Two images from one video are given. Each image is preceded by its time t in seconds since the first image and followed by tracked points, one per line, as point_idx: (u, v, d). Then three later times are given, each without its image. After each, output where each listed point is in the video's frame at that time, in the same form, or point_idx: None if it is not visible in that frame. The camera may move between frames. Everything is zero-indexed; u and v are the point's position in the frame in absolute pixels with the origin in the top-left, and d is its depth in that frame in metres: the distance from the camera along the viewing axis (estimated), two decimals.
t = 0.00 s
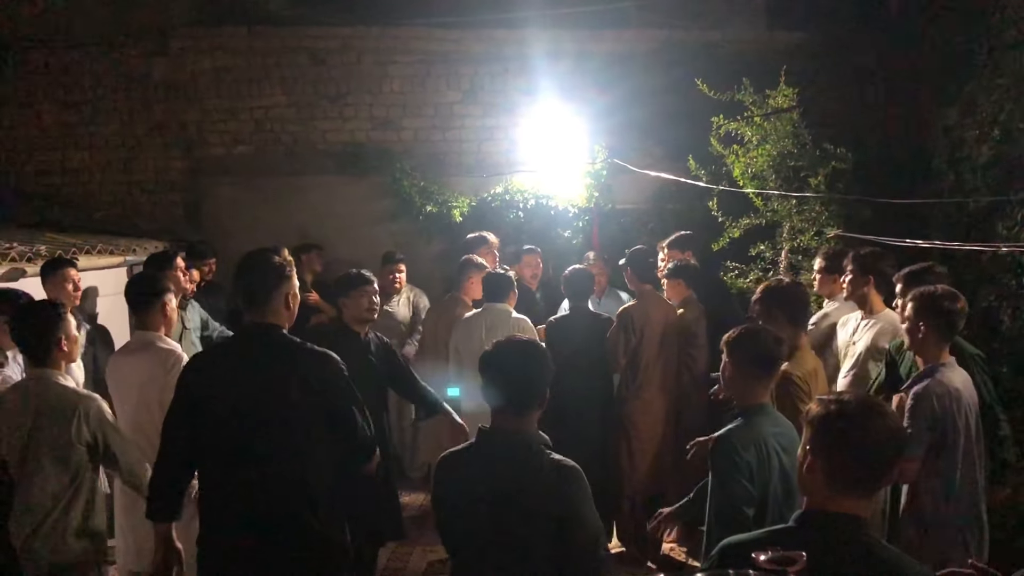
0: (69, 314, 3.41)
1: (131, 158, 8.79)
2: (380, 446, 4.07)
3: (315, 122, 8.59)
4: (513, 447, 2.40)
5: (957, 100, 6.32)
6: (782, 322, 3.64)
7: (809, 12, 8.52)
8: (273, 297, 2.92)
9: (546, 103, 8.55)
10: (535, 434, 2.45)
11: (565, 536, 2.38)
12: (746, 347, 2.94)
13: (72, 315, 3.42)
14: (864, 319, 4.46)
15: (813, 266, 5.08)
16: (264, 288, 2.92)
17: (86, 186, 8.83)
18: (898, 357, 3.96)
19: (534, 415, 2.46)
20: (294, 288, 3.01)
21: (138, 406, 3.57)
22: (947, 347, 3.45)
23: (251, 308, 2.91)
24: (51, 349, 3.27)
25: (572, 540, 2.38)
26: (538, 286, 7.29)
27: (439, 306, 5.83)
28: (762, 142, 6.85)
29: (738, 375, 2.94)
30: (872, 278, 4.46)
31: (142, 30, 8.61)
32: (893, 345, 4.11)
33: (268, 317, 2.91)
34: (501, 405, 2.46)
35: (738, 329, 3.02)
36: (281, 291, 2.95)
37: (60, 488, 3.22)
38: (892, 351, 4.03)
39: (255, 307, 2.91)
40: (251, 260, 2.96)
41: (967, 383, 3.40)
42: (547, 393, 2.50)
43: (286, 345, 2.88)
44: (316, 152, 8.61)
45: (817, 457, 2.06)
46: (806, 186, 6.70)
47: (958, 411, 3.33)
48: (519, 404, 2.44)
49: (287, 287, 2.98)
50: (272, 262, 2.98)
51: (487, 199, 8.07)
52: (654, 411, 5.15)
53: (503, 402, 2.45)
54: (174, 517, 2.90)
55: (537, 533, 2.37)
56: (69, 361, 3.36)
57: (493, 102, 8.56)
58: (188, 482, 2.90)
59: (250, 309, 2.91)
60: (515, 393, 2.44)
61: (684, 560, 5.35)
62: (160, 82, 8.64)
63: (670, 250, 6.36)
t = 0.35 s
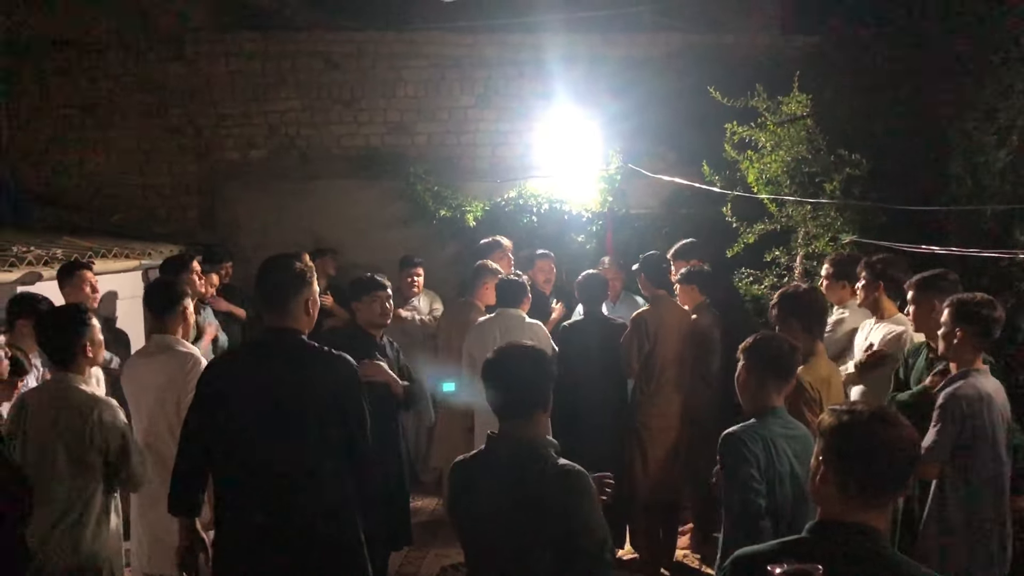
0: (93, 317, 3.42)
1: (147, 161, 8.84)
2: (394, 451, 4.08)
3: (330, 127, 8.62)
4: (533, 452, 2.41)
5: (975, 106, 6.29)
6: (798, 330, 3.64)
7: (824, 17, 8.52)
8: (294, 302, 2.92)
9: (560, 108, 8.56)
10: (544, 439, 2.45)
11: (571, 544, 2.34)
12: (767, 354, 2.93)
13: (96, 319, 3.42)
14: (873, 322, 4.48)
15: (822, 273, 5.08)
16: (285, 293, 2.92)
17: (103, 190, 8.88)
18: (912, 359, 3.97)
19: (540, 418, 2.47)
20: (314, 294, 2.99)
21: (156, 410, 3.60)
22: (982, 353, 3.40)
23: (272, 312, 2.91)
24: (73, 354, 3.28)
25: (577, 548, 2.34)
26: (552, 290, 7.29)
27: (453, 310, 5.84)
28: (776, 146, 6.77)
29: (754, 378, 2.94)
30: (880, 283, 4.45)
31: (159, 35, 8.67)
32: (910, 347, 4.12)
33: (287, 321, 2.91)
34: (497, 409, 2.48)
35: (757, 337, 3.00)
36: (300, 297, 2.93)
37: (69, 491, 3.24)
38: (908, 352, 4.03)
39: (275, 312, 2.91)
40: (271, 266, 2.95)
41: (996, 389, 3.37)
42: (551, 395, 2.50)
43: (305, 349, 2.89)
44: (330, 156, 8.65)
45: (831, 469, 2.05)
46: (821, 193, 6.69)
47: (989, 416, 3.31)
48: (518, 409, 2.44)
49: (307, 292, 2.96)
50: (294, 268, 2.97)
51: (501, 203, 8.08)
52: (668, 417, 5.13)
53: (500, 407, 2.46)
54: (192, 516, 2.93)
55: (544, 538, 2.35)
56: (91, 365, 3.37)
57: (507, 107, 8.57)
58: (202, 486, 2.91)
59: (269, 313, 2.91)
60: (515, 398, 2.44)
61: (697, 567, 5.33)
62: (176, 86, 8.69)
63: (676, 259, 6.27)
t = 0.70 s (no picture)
0: (118, 320, 3.48)
1: (177, 167, 8.94)
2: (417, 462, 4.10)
3: (359, 136, 8.69)
4: (556, 464, 2.42)
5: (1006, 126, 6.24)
6: (820, 349, 3.61)
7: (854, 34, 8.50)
8: (316, 305, 2.98)
9: (587, 121, 8.59)
10: (574, 451, 2.45)
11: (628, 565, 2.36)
12: (794, 375, 2.90)
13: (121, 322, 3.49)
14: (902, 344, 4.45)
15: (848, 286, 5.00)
16: (307, 297, 2.97)
17: (133, 195, 9.00)
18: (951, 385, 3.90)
19: (576, 431, 2.47)
20: (334, 301, 3.07)
21: (180, 416, 3.61)
22: None
23: (292, 319, 2.96)
24: (100, 355, 3.34)
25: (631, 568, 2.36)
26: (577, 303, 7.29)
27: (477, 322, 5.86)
28: (805, 162, 6.76)
29: (778, 399, 2.90)
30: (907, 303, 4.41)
31: (193, 43, 8.81)
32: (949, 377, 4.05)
33: (307, 328, 2.96)
34: (530, 420, 2.50)
35: (785, 353, 3.00)
36: (319, 303, 2.99)
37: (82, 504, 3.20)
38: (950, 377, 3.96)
39: (295, 317, 2.96)
40: (290, 273, 3.02)
41: None
42: (584, 408, 2.51)
43: (323, 356, 2.92)
44: (358, 166, 8.71)
45: (855, 488, 2.04)
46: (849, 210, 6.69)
47: None
48: (555, 421, 2.45)
49: (327, 297, 3.04)
50: (311, 274, 3.03)
51: (526, 214, 8.09)
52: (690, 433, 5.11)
53: (535, 418, 2.48)
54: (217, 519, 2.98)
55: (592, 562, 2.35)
56: (118, 368, 3.43)
57: (534, 119, 8.60)
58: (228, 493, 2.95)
59: (289, 321, 2.95)
60: (551, 409, 2.46)
61: None
62: (208, 94, 8.80)
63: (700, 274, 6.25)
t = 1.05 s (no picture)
0: (149, 318, 3.47)
1: (216, 172, 9.04)
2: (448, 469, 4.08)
3: (396, 144, 8.73)
4: (581, 480, 2.39)
5: None
6: (856, 368, 3.44)
7: (899, 48, 8.42)
8: (339, 308, 2.95)
9: (625, 133, 8.59)
10: (623, 460, 2.45)
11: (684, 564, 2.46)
12: (819, 389, 2.88)
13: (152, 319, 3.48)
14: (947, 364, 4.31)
15: (886, 304, 4.93)
16: (330, 299, 2.95)
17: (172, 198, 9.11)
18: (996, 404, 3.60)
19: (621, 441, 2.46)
20: (359, 302, 3.01)
21: (217, 416, 3.63)
22: None
23: (320, 321, 2.96)
24: (132, 351, 3.33)
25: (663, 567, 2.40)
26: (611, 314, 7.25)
27: (510, 331, 5.83)
28: (846, 177, 6.68)
29: (808, 416, 2.87)
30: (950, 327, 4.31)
31: (235, 50, 8.92)
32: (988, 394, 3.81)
33: (334, 330, 2.94)
34: (575, 432, 2.48)
35: (810, 370, 2.97)
36: (343, 306, 2.95)
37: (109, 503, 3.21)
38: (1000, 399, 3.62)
39: (323, 319, 2.95)
40: (315, 276, 2.99)
41: None
42: (630, 421, 2.49)
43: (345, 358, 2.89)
44: (395, 174, 8.75)
45: (891, 504, 1.99)
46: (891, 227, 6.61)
47: None
48: (602, 434, 2.44)
49: (352, 300, 2.98)
50: (336, 278, 2.99)
51: (561, 225, 8.08)
52: (722, 448, 5.04)
53: (580, 430, 2.47)
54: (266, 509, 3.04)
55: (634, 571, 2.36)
56: (151, 364, 3.40)
57: (571, 130, 8.60)
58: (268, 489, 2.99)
59: (319, 323, 2.95)
60: (598, 422, 2.44)
61: None
62: (249, 100, 8.89)
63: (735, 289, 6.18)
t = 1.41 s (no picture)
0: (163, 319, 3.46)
1: (239, 174, 9.09)
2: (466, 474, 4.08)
3: (417, 148, 8.75)
4: (611, 494, 2.40)
5: None
6: (877, 383, 3.35)
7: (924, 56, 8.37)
8: (350, 311, 2.95)
9: (645, 140, 8.54)
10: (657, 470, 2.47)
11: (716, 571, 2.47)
12: (817, 399, 2.88)
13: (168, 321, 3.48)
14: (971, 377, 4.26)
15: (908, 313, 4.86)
16: (339, 301, 2.95)
17: (195, 200, 9.18)
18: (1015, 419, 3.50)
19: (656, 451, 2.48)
20: (368, 305, 3.02)
21: (237, 417, 3.65)
22: None
23: (325, 325, 2.94)
24: (149, 352, 3.34)
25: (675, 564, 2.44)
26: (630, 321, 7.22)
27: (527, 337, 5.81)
28: (869, 187, 6.60)
29: (812, 429, 2.85)
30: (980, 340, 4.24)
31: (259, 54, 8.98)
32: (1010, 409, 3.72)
33: (341, 333, 2.93)
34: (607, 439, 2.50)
35: (813, 379, 2.96)
36: (352, 308, 2.95)
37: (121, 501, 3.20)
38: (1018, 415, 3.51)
39: (330, 323, 2.94)
40: (323, 279, 2.98)
41: None
42: (666, 432, 2.50)
43: (353, 362, 2.87)
44: (415, 178, 8.76)
45: (916, 518, 1.96)
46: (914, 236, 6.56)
47: None
48: (633, 442, 2.45)
49: (361, 302, 2.99)
50: (342, 282, 2.98)
51: (581, 231, 8.06)
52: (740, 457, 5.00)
53: (610, 439, 2.49)
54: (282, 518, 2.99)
55: None
56: (166, 364, 3.41)
57: (593, 136, 8.59)
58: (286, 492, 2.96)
59: (324, 326, 2.94)
60: (631, 430, 2.46)
61: None
62: (271, 102, 8.94)
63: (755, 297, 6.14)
